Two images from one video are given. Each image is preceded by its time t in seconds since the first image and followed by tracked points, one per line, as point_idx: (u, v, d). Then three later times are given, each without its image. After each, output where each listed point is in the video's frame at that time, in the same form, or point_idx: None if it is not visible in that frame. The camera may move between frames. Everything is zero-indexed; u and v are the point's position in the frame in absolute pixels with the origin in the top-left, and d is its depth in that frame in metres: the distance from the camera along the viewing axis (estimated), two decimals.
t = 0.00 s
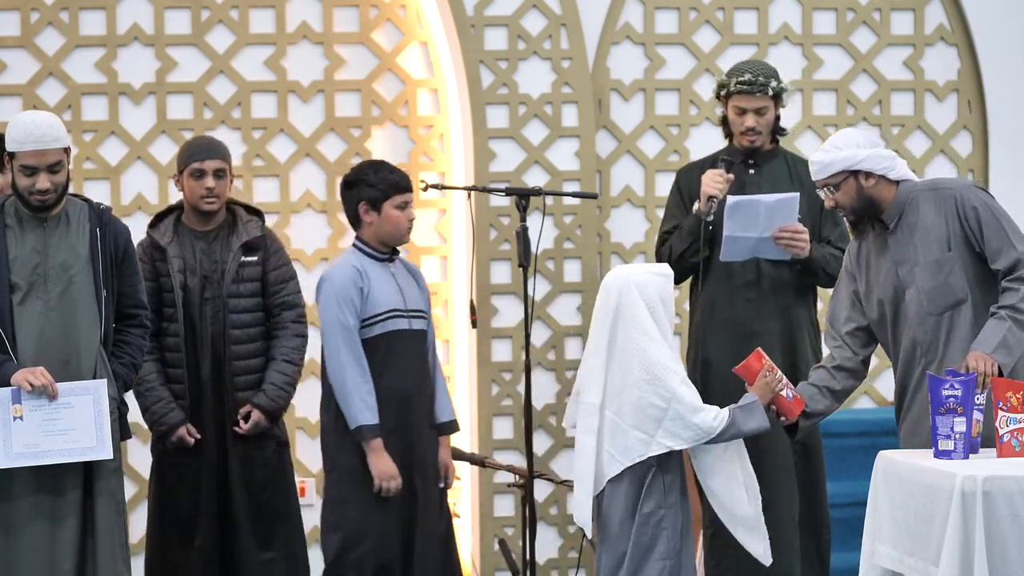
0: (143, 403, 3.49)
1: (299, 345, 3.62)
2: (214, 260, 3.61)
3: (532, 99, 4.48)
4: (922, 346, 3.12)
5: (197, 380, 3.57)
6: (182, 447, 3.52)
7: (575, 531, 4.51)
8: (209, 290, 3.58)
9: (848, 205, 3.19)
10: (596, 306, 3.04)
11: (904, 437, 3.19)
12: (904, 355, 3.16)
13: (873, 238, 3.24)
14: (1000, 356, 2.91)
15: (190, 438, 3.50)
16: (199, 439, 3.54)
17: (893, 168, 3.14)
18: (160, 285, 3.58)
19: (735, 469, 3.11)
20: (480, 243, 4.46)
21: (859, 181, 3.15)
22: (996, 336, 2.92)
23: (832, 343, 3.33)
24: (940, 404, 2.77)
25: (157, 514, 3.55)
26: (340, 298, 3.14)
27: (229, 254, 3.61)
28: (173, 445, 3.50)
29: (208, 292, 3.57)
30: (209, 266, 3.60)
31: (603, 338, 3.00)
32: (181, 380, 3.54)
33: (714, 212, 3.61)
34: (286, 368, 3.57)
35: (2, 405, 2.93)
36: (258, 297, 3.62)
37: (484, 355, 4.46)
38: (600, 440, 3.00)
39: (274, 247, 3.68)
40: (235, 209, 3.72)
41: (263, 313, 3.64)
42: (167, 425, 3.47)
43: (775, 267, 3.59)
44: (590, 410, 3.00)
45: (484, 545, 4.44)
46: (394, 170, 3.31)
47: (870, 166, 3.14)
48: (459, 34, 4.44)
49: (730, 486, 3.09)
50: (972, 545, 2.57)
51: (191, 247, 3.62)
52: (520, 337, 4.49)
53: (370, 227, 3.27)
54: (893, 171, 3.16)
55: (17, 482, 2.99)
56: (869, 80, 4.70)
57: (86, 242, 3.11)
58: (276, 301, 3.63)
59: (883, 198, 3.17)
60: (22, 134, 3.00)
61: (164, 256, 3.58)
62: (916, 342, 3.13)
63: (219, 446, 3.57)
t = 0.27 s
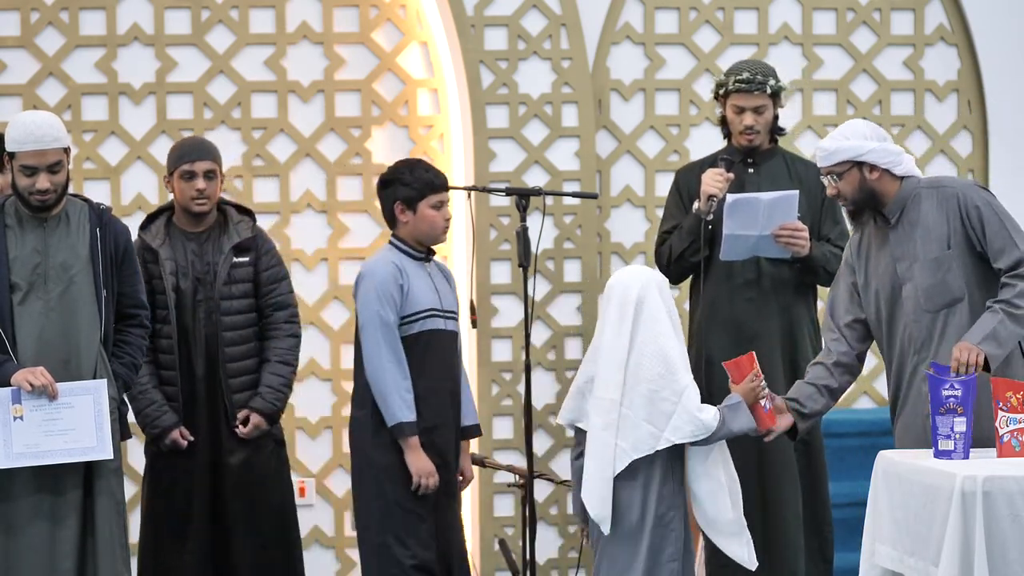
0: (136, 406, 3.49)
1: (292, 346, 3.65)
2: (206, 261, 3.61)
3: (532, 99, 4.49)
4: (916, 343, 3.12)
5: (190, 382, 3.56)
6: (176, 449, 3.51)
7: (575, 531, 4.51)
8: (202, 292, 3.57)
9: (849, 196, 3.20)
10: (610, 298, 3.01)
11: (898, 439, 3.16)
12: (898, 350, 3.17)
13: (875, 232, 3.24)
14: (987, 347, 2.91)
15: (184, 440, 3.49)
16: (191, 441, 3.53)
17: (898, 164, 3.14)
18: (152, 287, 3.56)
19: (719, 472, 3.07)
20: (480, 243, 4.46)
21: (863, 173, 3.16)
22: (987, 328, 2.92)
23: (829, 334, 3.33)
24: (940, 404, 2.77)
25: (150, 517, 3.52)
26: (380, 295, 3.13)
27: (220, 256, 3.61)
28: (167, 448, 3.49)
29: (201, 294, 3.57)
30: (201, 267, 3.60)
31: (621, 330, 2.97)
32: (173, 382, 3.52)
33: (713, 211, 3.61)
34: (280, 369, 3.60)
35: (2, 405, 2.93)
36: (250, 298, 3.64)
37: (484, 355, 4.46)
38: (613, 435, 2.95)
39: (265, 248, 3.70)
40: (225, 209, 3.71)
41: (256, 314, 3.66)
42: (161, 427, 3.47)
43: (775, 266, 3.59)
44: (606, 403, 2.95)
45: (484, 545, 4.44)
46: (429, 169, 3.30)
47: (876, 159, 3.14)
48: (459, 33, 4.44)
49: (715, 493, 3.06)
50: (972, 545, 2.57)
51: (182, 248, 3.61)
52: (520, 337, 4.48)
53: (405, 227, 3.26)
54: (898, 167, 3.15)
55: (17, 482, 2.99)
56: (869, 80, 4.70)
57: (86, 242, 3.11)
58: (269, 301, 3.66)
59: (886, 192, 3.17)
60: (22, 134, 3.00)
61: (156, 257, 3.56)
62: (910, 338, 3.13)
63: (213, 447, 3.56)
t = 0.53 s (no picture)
0: (138, 405, 3.49)
1: (296, 345, 3.66)
2: (209, 260, 3.61)
3: (532, 99, 4.49)
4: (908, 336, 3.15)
5: (192, 380, 3.56)
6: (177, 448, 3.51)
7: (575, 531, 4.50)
8: (205, 291, 3.58)
9: (858, 182, 3.19)
10: (616, 301, 3.01)
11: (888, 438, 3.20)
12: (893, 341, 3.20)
13: (883, 222, 3.26)
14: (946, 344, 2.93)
15: (185, 439, 3.50)
16: (193, 440, 3.53)
17: (911, 156, 3.15)
18: (155, 286, 3.57)
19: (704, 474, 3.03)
20: (480, 243, 4.46)
21: (874, 161, 3.15)
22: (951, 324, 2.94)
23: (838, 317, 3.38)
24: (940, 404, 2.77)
25: (153, 515, 3.53)
26: (406, 299, 3.07)
27: (224, 255, 3.61)
28: (168, 446, 3.49)
29: (204, 293, 3.58)
30: (205, 266, 3.60)
31: (632, 331, 2.98)
32: (176, 381, 3.53)
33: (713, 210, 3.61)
34: (283, 366, 3.61)
35: (2, 405, 2.93)
36: (254, 297, 3.65)
37: (484, 355, 4.46)
38: (625, 431, 2.95)
39: (269, 247, 3.70)
40: (229, 209, 3.72)
41: (259, 313, 3.66)
42: (162, 426, 3.46)
43: (775, 265, 3.59)
44: (622, 399, 2.94)
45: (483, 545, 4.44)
46: (448, 173, 3.23)
47: (888, 148, 3.13)
48: (459, 33, 4.45)
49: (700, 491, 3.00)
50: (972, 545, 2.57)
51: (186, 248, 3.61)
52: (520, 337, 4.48)
53: (424, 231, 3.20)
54: (910, 159, 3.16)
55: (16, 482, 2.99)
56: (869, 80, 4.70)
57: (85, 242, 3.11)
58: (272, 300, 3.67)
59: (896, 183, 3.18)
60: (21, 134, 3.00)
61: (159, 256, 3.57)
62: (904, 331, 3.16)
63: (214, 447, 3.56)
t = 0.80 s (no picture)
0: (150, 401, 3.49)
1: (308, 346, 3.65)
2: (223, 259, 3.62)
3: (532, 99, 4.49)
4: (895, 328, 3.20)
5: (204, 378, 3.56)
6: (188, 446, 3.51)
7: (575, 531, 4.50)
8: (218, 290, 3.59)
9: (867, 171, 3.22)
10: (613, 302, 2.99)
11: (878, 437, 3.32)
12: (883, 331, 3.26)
13: (888, 215, 3.29)
14: (900, 331, 3.04)
15: (197, 436, 3.49)
16: (205, 438, 3.53)
17: (923, 151, 3.18)
18: (169, 283, 3.58)
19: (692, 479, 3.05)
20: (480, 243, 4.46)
21: (885, 151, 3.19)
22: (908, 314, 3.04)
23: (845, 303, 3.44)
24: (940, 405, 2.78)
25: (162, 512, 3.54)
26: (420, 303, 3.02)
27: (238, 254, 3.62)
28: (180, 444, 3.49)
29: (216, 292, 3.58)
30: (218, 265, 3.60)
31: (633, 331, 2.96)
32: (188, 379, 3.54)
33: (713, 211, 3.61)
34: (296, 368, 3.60)
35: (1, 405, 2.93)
36: (267, 298, 3.64)
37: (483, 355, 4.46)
38: (644, 429, 2.93)
39: (282, 248, 3.70)
40: (243, 210, 3.72)
41: (271, 314, 3.66)
42: (174, 423, 3.46)
43: (776, 264, 3.59)
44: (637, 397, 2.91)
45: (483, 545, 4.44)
46: (466, 173, 3.17)
47: (901, 141, 3.17)
48: (459, 33, 4.46)
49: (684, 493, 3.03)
50: (972, 545, 2.57)
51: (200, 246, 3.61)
52: (520, 337, 4.48)
53: (439, 232, 3.14)
54: (921, 155, 3.19)
55: (16, 482, 2.99)
56: (869, 80, 4.69)
57: (85, 242, 3.11)
58: (285, 301, 3.66)
59: (903, 177, 3.21)
60: (21, 134, 3.00)
61: (173, 254, 3.58)
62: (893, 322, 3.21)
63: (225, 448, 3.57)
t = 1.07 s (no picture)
0: (156, 399, 3.49)
1: (317, 349, 3.65)
2: (232, 260, 3.61)
3: (532, 99, 4.50)
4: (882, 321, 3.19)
5: (210, 378, 3.56)
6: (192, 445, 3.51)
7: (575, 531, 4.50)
8: (226, 290, 3.58)
9: (871, 166, 3.21)
10: (595, 305, 3.15)
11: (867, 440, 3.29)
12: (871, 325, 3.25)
13: (887, 212, 3.28)
14: (882, 318, 3.04)
15: (200, 436, 3.49)
16: (208, 438, 3.53)
17: (926, 148, 3.17)
18: (178, 282, 3.57)
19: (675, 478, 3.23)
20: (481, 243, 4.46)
21: (890, 147, 3.18)
22: (894, 302, 3.04)
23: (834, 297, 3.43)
24: (940, 404, 2.78)
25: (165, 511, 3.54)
26: (440, 305, 2.88)
27: (248, 255, 3.62)
28: (183, 443, 3.49)
29: (225, 291, 3.58)
30: (227, 266, 3.60)
31: (620, 335, 3.12)
32: (194, 378, 3.53)
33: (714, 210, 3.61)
34: (305, 372, 3.60)
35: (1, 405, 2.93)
36: (276, 300, 3.64)
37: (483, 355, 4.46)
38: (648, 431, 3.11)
39: (292, 251, 3.70)
40: (255, 211, 3.72)
41: (280, 315, 3.66)
42: (178, 422, 3.46)
43: (777, 264, 3.58)
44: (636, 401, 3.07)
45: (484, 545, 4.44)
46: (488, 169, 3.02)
47: (906, 136, 3.16)
48: (459, 33, 4.47)
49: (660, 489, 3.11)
50: (972, 545, 2.57)
51: (209, 245, 3.61)
52: (520, 337, 4.48)
53: (463, 230, 2.99)
54: (925, 152, 3.18)
55: (16, 482, 2.99)
56: (869, 80, 4.69)
57: (85, 242, 3.11)
58: (294, 303, 3.66)
59: (905, 175, 3.20)
60: (20, 134, 3.00)
61: (182, 253, 3.58)
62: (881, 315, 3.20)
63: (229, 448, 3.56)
